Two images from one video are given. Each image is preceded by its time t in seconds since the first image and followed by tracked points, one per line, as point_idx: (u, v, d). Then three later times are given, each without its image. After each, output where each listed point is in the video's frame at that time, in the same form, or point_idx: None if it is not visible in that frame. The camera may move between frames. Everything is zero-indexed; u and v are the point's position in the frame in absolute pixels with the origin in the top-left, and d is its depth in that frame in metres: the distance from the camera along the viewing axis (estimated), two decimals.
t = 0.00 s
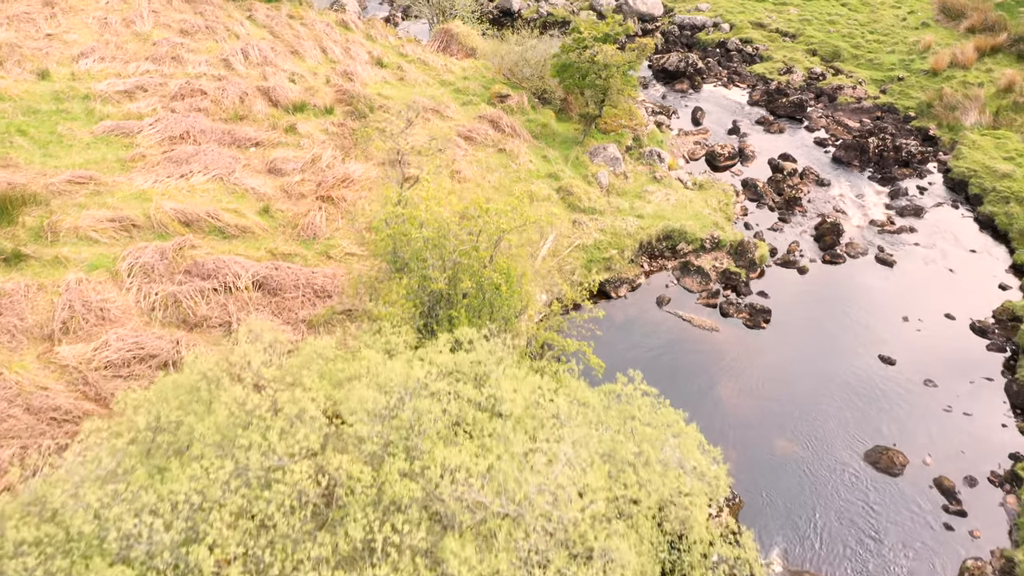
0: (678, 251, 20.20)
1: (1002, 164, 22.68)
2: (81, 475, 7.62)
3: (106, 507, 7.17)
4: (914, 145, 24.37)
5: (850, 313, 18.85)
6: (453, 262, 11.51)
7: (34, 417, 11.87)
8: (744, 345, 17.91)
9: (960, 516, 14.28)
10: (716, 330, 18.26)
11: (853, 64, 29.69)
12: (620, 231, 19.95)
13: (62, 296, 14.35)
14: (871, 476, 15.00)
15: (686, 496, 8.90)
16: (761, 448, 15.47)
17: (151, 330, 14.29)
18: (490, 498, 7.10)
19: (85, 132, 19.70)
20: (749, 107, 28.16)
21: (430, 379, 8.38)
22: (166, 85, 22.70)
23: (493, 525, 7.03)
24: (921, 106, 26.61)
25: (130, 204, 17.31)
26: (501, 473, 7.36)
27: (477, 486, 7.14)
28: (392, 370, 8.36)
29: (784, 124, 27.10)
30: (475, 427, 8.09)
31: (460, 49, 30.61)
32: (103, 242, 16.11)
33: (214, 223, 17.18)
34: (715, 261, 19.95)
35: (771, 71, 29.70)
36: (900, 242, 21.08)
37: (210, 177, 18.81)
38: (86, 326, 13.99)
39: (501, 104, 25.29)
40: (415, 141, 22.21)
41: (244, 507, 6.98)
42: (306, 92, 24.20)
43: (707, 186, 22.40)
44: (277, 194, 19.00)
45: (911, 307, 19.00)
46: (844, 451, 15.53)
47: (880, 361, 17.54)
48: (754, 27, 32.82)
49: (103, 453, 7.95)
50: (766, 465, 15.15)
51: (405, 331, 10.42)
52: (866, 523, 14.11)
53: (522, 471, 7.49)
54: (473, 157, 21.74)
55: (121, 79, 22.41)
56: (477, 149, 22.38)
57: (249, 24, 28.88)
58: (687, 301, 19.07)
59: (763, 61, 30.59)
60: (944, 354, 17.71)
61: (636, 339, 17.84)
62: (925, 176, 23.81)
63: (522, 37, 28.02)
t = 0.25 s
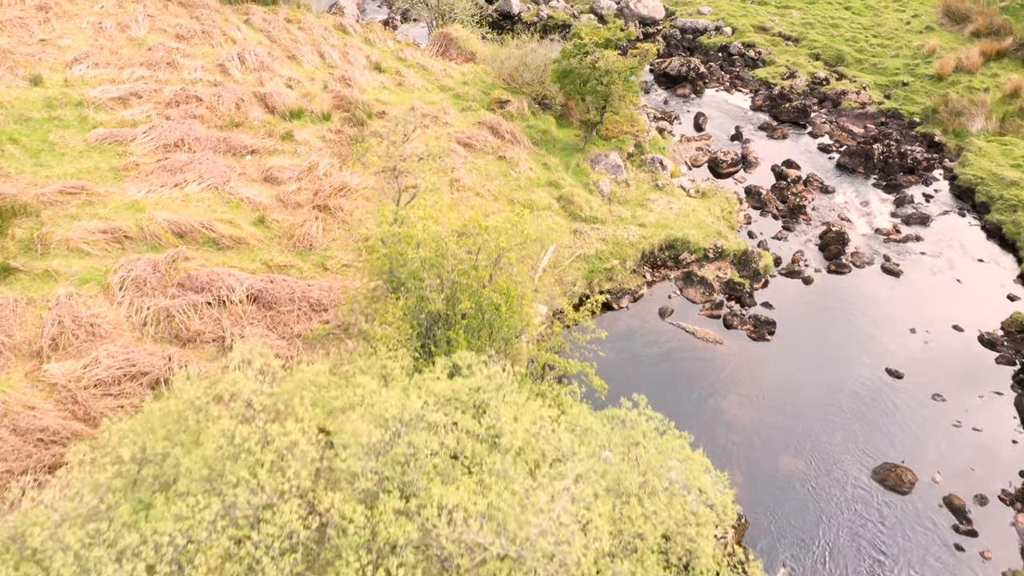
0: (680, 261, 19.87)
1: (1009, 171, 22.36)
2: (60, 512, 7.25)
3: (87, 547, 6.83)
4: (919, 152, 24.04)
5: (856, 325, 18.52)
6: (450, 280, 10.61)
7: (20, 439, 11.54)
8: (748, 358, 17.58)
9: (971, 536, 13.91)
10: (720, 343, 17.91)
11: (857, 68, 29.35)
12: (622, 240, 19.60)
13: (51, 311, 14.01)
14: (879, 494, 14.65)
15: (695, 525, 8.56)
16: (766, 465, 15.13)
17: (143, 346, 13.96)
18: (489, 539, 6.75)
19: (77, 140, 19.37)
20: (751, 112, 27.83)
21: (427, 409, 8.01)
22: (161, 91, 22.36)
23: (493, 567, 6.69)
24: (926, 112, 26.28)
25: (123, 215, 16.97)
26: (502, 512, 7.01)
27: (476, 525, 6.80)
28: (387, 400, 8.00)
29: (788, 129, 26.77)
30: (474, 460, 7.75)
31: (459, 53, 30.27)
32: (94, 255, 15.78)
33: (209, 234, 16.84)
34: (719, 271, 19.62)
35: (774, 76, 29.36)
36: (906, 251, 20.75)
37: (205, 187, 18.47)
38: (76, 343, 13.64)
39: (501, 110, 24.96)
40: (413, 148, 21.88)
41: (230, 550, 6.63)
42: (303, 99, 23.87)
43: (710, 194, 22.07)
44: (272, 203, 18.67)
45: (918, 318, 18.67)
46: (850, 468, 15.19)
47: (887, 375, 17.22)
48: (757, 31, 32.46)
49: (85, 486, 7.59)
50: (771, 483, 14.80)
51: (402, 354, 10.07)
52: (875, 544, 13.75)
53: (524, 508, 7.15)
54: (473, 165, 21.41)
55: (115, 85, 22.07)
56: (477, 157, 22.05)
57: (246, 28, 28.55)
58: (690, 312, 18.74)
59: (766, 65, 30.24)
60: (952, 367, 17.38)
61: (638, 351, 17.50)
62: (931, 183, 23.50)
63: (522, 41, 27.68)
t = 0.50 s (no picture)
0: (683, 271, 19.55)
1: (1016, 179, 22.02)
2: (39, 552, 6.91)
3: None
4: (925, 159, 23.71)
5: (862, 337, 18.19)
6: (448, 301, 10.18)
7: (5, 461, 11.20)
8: (753, 371, 17.26)
9: (983, 557, 13.54)
10: (724, 356, 17.59)
11: (861, 73, 29.01)
12: (624, 250, 19.26)
13: (40, 326, 13.68)
14: (888, 513, 14.29)
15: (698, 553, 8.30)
16: (772, 483, 14.79)
17: (134, 363, 13.63)
18: None
19: (70, 148, 19.05)
20: (755, 118, 27.50)
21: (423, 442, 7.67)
22: (156, 98, 22.04)
23: None
24: (931, 117, 25.95)
25: (115, 226, 16.65)
26: (502, 554, 6.67)
27: (474, 569, 6.46)
28: (382, 434, 7.68)
29: (791, 135, 26.44)
30: (472, 496, 7.41)
31: (459, 58, 29.93)
32: (85, 267, 15.45)
33: (203, 245, 16.52)
34: (722, 282, 19.29)
35: (777, 81, 29.02)
36: (913, 260, 20.42)
37: (199, 197, 18.13)
38: (65, 360, 13.31)
39: (501, 116, 24.62)
40: (412, 155, 21.56)
41: None
42: (300, 105, 23.54)
43: (713, 202, 21.73)
44: (268, 213, 18.34)
45: (926, 330, 18.34)
46: (858, 486, 14.84)
47: (895, 389, 16.89)
48: (759, 35, 32.12)
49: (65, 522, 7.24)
50: (778, 501, 14.46)
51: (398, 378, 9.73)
52: (884, 565, 13.39)
53: (525, 550, 6.81)
54: (473, 173, 21.09)
55: (109, 92, 21.74)
56: (476, 164, 21.74)
57: (243, 32, 28.23)
58: (694, 324, 18.41)
59: (769, 70, 29.91)
60: (961, 381, 17.04)
61: (641, 365, 17.21)
62: (937, 191, 23.16)
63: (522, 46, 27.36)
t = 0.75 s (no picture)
0: (686, 281, 19.22)
1: None
2: None
3: None
4: (930, 166, 23.38)
5: (868, 349, 17.85)
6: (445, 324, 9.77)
7: None
8: (757, 385, 16.90)
9: None
10: (728, 369, 17.23)
11: (865, 77, 28.67)
12: (626, 260, 18.92)
13: (29, 343, 13.35)
14: (896, 532, 13.91)
15: None
16: (778, 500, 14.40)
17: (125, 380, 13.30)
18: None
19: (62, 157, 18.72)
20: (758, 123, 27.17)
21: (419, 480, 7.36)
22: (150, 105, 21.70)
23: None
24: (937, 123, 25.63)
25: (107, 237, 16.32)
26: None
27: None
28: (376, 471, 7.36)
29: (795, 141, 26.11)
30: (470, 536, 7.09)
31: (458, 62, 29.59)
32: (75, 280, 15.12)
33: (196, 258, 16.19)
34: (726, 293, 18.96)
35: (780, 86, 28.69)
36: (919, 270, 20.09)
37: (193, 207, 17.80)
38: (54, 378, 12.98)
39: (501, 122, 24.29)
40: (411, 163, 21.24)
41: None
42: (297, 111, 23.21)
43: (716, 211, 21.39)
44: (264, 223, 18.01)
45: (933, 343, 18.01)
46: (866, 504, 14.46)
47: (902, 403, 16.55)
48: (762, 39, 31.78)
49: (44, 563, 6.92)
50: (783, 519, 14.07)
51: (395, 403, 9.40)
52: None
53: None
54: (472, 181, 20.77)
55: (103, 99, 21.41)
56: (475, 172, 21.42)
57: (240, 37, 27.90)
58: (697, 336, 18.08)
59: (772, 74, 29.58)
60: (969, 395, 16.71)
61: (643, 377, 16.84)
62: (943, 199, 22.84)
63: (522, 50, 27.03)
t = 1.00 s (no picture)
0: (689, 292, 18.91)
1: None
2: None
3: None
4: (936, 173, 23.06)
5: (875, 363, 17.56)
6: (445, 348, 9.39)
7: None
8: (762, 400, 16.60)
9: None
10: (733, 383, 16.93)
11: (869, 82, 28.35)
12: (628, 271, 18.59)
13: (17, 361, 13.03)
14: (906, 554, 13.59)
15: None
16: (785, 521, 14.08)
17: (115, 400, 12.96)
18: None
19: (54, 166, 18.40)
20: (761, 129, 26.85)
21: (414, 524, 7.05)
22: (145, 111, 21.38)
23: None
24: (942, 129, 25.31)
25: (99, 249, 15.99)
26: None
27: None
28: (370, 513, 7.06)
29: (798, 147, 25.80)
30: None
31: (457, 67, 29.25)
32: (65, 294, 14.78)
33: (190, 270, 15.87)
34: (730, 304, 18.65)
35: (783, 91, 28.36)
36: (926, 280, 19.79)
37: (187, 217, 17.46)
38: (42, 397, 12.64)
39: (501, 128, 23.97)
40: (409, 171, 20.91)
41: None
42: (295, 118, 22.89)
43: (719, 219, 21.06)
44: (259, 234, 17.67)
45: (941, 356, 17.73)
46: (875, 524, 14.15)
47: (909, 419, 16.25)
48: (764, 43, 31.44)
49: None
50: (790, 541, 13.76)
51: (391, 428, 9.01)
52: None
53: None
54: (472, 190, 20.45)
55: (97, 105, 21.09)
56: (475, 180, 21.10)
57: (236, 41, 27.58)
58: (700, 349, 17.77)
59: (775, 79, 29.25)
60: (978, 410, 16.43)
61: (646, 393, 16.58)
62: (950, 207, 22.53)
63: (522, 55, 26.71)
